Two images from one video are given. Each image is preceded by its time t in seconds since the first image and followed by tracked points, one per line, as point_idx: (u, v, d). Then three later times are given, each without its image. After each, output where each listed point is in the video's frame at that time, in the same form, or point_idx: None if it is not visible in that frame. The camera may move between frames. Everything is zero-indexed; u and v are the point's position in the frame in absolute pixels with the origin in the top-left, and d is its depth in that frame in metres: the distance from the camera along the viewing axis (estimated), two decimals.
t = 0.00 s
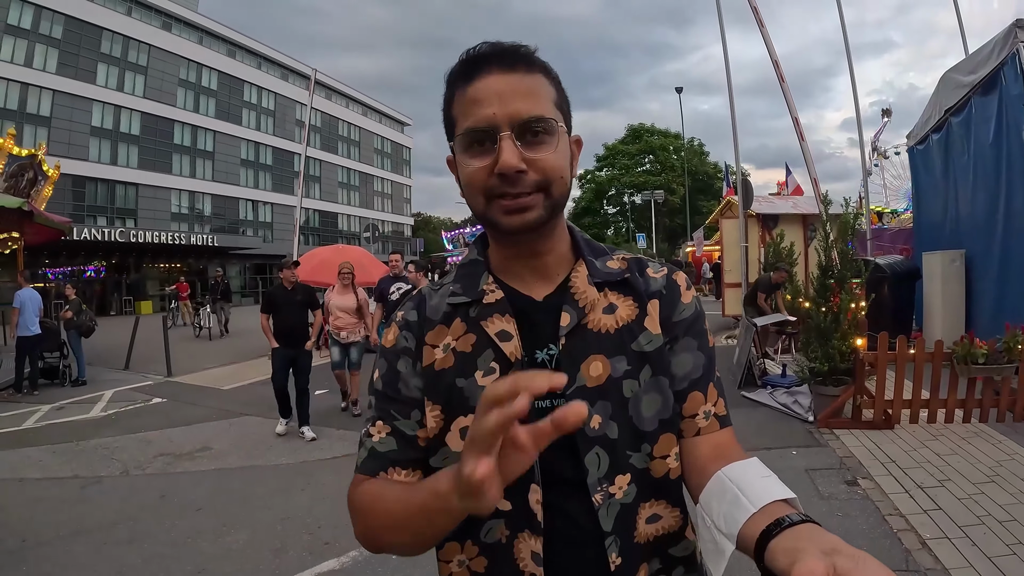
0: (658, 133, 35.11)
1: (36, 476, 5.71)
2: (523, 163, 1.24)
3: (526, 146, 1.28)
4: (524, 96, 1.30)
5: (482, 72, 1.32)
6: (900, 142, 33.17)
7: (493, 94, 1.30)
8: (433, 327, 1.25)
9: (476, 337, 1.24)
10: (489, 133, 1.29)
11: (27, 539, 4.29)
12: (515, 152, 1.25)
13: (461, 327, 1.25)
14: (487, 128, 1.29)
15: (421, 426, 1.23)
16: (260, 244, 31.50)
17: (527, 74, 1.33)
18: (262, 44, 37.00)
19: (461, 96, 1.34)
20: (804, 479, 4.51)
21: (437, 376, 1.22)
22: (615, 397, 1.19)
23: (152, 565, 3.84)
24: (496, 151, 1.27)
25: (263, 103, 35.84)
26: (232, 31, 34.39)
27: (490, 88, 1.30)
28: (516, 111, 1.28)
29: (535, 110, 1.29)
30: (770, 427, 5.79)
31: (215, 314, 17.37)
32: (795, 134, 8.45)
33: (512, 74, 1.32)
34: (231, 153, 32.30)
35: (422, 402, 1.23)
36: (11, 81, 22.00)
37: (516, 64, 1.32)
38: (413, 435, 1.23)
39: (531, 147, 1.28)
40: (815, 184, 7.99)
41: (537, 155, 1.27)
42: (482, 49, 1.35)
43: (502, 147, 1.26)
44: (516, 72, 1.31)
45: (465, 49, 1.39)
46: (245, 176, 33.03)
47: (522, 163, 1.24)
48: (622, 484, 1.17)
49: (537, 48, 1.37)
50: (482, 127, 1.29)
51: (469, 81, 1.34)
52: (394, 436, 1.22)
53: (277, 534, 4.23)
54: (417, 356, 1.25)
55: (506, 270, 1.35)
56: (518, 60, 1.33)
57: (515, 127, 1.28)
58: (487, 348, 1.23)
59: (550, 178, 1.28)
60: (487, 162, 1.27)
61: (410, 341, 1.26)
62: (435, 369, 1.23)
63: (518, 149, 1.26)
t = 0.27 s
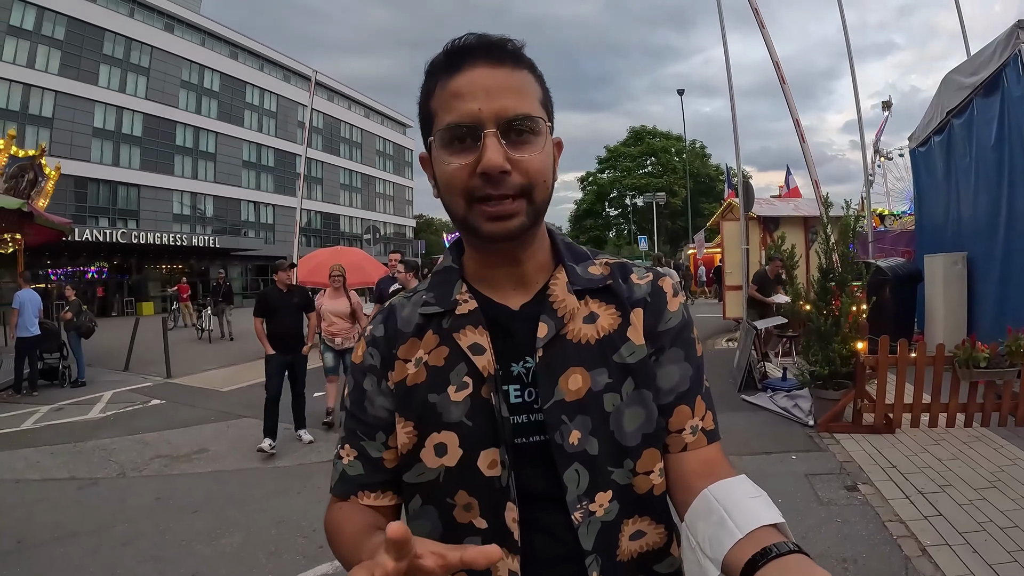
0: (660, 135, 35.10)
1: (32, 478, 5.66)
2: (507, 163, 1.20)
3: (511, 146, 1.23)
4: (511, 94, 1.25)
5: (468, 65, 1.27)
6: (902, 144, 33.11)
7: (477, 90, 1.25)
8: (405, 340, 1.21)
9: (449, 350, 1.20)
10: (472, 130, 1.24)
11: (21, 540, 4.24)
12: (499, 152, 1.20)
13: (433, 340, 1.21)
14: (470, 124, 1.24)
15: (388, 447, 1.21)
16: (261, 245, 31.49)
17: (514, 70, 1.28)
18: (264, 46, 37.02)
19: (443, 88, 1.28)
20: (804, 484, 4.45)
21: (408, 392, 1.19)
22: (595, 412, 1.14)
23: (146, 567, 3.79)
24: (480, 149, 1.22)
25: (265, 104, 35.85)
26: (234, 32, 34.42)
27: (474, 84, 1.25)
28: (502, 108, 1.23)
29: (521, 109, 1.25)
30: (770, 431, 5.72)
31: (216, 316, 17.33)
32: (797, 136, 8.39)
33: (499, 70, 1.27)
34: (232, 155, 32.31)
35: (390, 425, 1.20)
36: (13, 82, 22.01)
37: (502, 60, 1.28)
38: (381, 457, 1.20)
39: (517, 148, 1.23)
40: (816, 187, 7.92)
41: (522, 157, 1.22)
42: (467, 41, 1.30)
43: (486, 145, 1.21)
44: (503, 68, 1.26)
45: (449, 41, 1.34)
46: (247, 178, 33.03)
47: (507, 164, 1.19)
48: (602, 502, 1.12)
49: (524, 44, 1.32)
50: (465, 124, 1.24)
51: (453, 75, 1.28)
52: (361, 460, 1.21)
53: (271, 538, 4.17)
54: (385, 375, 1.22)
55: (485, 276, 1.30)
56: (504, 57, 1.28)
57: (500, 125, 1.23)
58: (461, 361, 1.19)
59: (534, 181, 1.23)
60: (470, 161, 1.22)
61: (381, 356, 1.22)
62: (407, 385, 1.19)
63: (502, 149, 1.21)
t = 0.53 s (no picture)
0: (662, 137, 35.05)
1: (29, 478, 5.63)
2: (493, 164, 1.17)
3: (497, 146, 1.20)
4: (499, 93, 1.22)
5: (455, 63, 1.23)
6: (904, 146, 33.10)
7: (464, 89, 1.22)
8: (387, 343, 1.18)
9: (432, 353, 1.16)
10: (458, 128, 1.21)
11: (19, 540, 4.21)
12: (485, 152, 1.17)
13: (416, 343, 1.18)
14: (456, 122, 1.21)
15: (371, 451, 1.18)
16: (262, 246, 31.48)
17: (502, 69, 1.25)
18: (266, 48, 37.06)
19: (429, 86, 1.25)
20: (803, 488, 4.41)
21: (390, 396, 1.16)
22: (581, 417, 1.11)
23: (141, 568, 3.76)
24: (465, 148, 1.19)
25: (267, 106, 35.89)
26: (235, 34, 34.47)
27: (461, 83, 1.22)
28: (489, 108, 1.20)
29: (508, 109, 1.22)
30: (770, 434, 5.68)
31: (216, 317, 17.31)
32: (798, 138, 8.35)
33: (486, 67, 1.23)
34: (234, 156, 32.34)
35: (373, 428, 1.17)
36: (15, 83, 22.02)
37: (491, 58, 1.24)
38: (364, 462, 1.18)
39: (504, 148, 1.20)
40: (817, 189, 7.87)
41: (508, 157, 1.19)
42: (454, 39, 1.26)
43: (471, 146, 1.18)
44: (490, 66, 1.22)
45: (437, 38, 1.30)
46: (249, 179, 33.04)
47: (492, 165, 1.16)
48: (588, 509, 1.09)
49: (513, 42, 1.29)
50: (450, 123, 1.21)
51: (439, 72, 1.25)
52: (345, 464, 1.18)
53: (267, 539, 4.13)
54: (367, 378, 1.19)
55: (471, 279, 1.27)
56: (492, 55, 1.24)
57: (486, 125, 1.20)
58: (443, 364, 1.16)
59: (520, 181, 1.20)
60: (454, 161, 1.19)
61: (364, 360, 1.20)
62: (389, 388, 1.16)
63: (488, 149, 1.18)
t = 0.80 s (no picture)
0: (665, 140, 35.07)
1: (31, 478, 5.64)
2: (496, 162, 1.17)
3: (498, 145, 1.20)
4: (501, 93, 1.22)
5: (457, 61, 1.23)
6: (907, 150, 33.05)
7: (467, 88, 1.21)
8: (384, 344, 1.17)
9: (428, 355, 1.16)
10: (459, 127, 1.21)
11: (19, 540, 4.21)
12: (488, 150, 1.17)
13: (413, 344, 1.17)
14: (457, 121, 1.20)
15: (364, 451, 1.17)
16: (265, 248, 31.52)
17: (504, 69, 1.25)
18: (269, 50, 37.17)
19: (431, 84, 1.24)
20: (805, 492, 4.39)
21: (387, 398, 1.15)
22: (578, 420, 1.10)
23: (141, 569, 3.75)
24: (467, 147, 1.18)
25: (270, 108, 35.99)
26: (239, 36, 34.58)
27: (463, 81, 1.21)
28: (491, 107, 1.20)
29: (511, 108, 1.22)
30: (771, 438, 5.66)
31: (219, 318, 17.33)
32: (801, 141, 8.34)
33: (488, 67, 1.23)
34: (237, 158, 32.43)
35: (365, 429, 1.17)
36: (19, 85, 22.09)
37: (493, 58, 1.24)
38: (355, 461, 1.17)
39: (505, 147, 1.20)
40: (819, 193, 7.84)
41: (510, 156, 1.19)
42: (457, 37, 1.26)
43: (474, 144, 1.18)
44: (493, 67, 1.23)
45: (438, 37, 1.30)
46: (252, 181, 33.11)
47: (496, 163, 1.16)
48: (584, 513, 1.08)
49: (515, 45, 1.29)
50: (454, 121, 1.21)
51: (440, 70, 1.24)
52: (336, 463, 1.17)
53: (268, 541, 4.12)
54: (362, 379, 1.18)
55: (469, 281, 1.26)
56: (494, 54, 1.24)
57: (489, 125, 1.20)
58: (440, 367, 1.15)
59: (521, 181, 1.20)
60: (457, 159, 1.18)
61: (360, 362, 1.19)
62: (385, 390, 1.15)
63: (491, 148, 1.18)
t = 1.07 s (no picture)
0: (669, 146, 35.08)
1: (34, 479, 5.65)
2: (478, 165, 1.17)
3: (481, 148, 1.20)
4: (483, 98, 1.23)
5: (436, 73, 1.24)
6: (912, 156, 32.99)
7: (445, 97, 1.22)
8: (382, 341, 1.17)
9: (427, 354, 1.16)
10: (445, 133, 1.21)
11: (21, 540, 4.22)
12: (470, 155, 1.18)
13: (410, 343, 1.17)
14: (443, 128, 1.21)
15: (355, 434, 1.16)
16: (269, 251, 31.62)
17: (482, 74, 1.26)
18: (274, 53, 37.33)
19: (413, 97, 1.26)
20: (808, 498, 4.36)
21: (383, 395, 1.15)
22: (576, 423, 1.10)
23: (142, 570, 3.76)
24: (452, 152, 1.19)
25: (275, 111, 36.13)
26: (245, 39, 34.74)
27: (442, 90, 1.23)
28: (470, 112, 1.21)
29: (491, 111, 1.22)
30: (773, 443, 5.64)
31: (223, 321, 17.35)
32: (805, 146, 8.32)
33: (465, 74, 1.24)
34: (243, 161, 32.55)
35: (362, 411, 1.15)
36: (25, 87, 22.21)
37: (470, 64, 1.25)
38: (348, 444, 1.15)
39: (489, 150, 1.20)
40: (823, 198, 7.82)
41: (494, 159, 1.19)
42: (435, 50, 1.27)
43: (456, 148, 1.19)
44: (471, 74, 1.24)
45: (418, 51, 1.31)
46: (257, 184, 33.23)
47: (478, 165, 1.17)
48: (579, 515, 1.07)
49: (493, 49, 1.30)
50: (436, 129, 1.21)
51: (423, 81, 1.25)
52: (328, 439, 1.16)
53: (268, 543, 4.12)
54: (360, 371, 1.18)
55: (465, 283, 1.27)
56: (471, 62, 1.25)
57: (470, 129, 1.20)
58: (438, 367, 1.15)
59: (508, 182, 1.20)
60: (441, 165, 1.19)
61: (356, 357, 1.19)
62: (381, 385, 1.15)
63: (472, 151, 1.18)
